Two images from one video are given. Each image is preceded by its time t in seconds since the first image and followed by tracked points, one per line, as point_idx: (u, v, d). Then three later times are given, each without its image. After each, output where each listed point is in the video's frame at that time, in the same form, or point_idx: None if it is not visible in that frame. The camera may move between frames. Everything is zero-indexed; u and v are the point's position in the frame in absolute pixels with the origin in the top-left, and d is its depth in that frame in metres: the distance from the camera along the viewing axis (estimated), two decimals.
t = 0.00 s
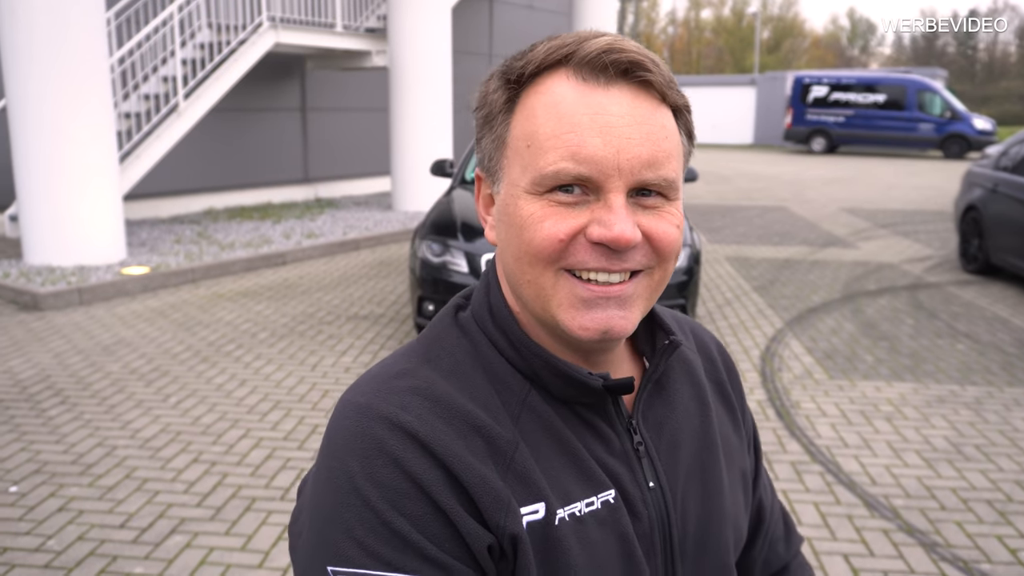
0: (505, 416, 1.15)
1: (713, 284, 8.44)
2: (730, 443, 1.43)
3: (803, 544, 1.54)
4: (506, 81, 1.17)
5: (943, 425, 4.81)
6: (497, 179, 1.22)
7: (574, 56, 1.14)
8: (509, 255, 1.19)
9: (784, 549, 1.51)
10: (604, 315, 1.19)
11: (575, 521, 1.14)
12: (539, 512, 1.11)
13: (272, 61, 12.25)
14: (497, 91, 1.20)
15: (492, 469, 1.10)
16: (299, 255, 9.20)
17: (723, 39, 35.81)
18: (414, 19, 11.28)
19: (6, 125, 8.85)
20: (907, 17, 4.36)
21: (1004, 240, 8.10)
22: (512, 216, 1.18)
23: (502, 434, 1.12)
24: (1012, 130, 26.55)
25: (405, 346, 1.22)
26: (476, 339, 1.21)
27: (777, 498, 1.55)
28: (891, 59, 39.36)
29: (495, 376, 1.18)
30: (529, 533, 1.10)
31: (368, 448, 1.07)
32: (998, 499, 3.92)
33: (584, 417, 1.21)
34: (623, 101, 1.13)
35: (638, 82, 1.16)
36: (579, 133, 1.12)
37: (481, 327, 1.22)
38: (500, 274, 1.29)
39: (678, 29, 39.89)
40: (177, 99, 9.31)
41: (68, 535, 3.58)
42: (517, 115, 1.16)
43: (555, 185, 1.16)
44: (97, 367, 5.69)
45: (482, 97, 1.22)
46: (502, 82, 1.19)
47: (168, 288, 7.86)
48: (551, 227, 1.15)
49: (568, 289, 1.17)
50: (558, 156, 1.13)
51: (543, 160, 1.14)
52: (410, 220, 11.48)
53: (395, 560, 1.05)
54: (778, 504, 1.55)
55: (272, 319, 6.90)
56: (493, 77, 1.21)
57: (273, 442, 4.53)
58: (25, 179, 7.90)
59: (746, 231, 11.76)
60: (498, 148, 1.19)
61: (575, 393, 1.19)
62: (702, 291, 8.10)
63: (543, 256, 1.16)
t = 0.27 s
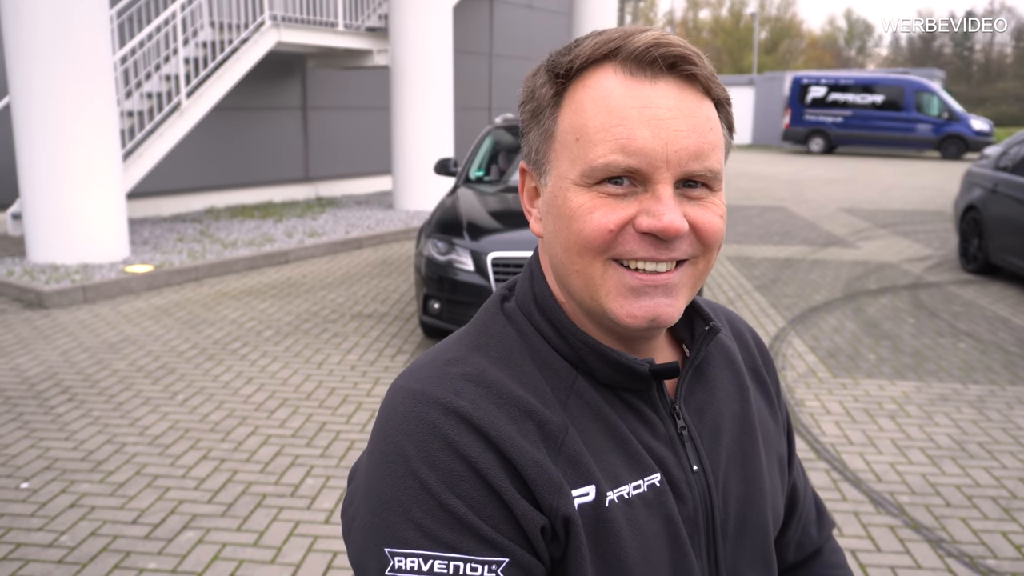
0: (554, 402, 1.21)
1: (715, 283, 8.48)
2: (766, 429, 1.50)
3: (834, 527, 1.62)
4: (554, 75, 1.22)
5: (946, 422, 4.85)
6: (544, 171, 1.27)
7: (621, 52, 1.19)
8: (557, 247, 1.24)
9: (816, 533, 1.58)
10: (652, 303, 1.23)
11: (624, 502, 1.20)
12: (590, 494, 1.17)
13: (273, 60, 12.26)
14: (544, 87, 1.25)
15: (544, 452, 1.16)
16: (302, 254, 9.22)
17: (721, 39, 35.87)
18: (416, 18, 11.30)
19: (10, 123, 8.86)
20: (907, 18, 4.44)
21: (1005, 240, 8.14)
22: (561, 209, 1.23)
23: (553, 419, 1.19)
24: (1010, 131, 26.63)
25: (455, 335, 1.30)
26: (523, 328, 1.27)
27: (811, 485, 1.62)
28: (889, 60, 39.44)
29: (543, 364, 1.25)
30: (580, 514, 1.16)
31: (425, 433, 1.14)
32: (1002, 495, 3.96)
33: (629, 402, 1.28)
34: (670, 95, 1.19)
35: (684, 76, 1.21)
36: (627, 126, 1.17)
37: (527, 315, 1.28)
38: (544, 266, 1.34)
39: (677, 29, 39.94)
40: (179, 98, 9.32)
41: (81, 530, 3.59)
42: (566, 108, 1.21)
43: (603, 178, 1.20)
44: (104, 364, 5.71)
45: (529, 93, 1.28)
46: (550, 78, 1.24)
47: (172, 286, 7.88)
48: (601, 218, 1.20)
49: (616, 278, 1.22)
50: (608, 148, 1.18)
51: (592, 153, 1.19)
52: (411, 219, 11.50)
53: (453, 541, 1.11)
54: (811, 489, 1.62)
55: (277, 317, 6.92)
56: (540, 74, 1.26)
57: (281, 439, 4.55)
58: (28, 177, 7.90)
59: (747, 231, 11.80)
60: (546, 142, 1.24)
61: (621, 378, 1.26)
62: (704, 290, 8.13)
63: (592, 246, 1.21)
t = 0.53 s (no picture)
0: (576, 402, 1.24)
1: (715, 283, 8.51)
2: (779, 429, 1.53)
3: (843, 526, 1.65)
4: (580, 88, 1.25)
5: (946, 422, 4.88)
6: (568, 180, 1.30)
7: (644, 65, 1.23)
8: (582, 254, 1.27)
9: (826, 532, 1.61)
10: (675, 310, 1.26)
11: (644, 499, 1.23)
12: (611, 492, 1.19)
13: (273, 62, 12.28)
14: (569, 100, 1.28)
15: (567, 451, 1.19)
16: (303, 256, 9.25)
17: (719, 40, 35.93)
18: (416, 20, 11.33)
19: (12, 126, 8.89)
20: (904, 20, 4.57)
21: (1003, 240, 8.18)
22: (585, 218, 1.26)
23: (575, 420, 1.21)
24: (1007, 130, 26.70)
25: (479, 338, 1.33)
26: (545, 331, 1.30)
27: (821, 485, 1.65)
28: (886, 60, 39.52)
29: (566, 366, 1.27)
30: (602, 512, 1.19)
31: (453, 433, 1.17)
32: (1003, 494, 3.99)
33: (648, 402, 1.31)
34: (692, 108, 1.22)
35: (704, 90, 1.24)
36: (651, 137, 1.21)
37: (550, 319, 1.31)
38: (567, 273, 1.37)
39: (675, 30, 39.99)
40: (180, 100, 9.35)
41: (88, 532, 3.61)
42: (592, 119, 1.25)
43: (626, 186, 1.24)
44: (108, 366, 5.73)
45: (554, 105, 1.31)
46: (574, 91, 1.28)
47: (174, 288, 7.90)
48: (625, 225, 1.23)
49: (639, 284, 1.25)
50: (631, 159, 1.21)
51: (617, 163, 1.22)
52: (412, 220, 11.52)
53: (480, 537, 1.14)
54: (822, 490, 1.64)
55: (279, 319, 6.94)
56: (565, 86, 1.30)
57: (286, 441, 4.57)
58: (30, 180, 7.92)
59: (746, 231, 11.84)
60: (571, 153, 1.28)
61: (642, 380, 1.29)
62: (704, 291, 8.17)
63: (617, 254, 1.24)
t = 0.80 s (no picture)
0: (566, 394, 1.26)
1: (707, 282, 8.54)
2: (768, 422, 1.55)
3: (832, 520, 1.67)
4: (566, 89, 1.27)
5: (936, 419, 4.92)
6: (557, 178, 1.32)
7: (627, 65, 1.25)
8: (571, 250, 1.29)
9: (815, 525, 1.63)
10: (660, 301, 1.28)
11: (633, 488, 1.25)
12: (600, 481, 1.21)
13: (265, 63, 12.27)
14: (555, 100, 1.30)
15: (556, 441, 1.21)
16: (295, 256, 9.24)
17: (710, 40, 36.03)
18: (408, 21, 11.34)
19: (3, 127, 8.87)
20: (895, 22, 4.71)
21: (993, 238, 8.24)
22: (573, 214, 1.29)
23: (565, 411, 1.23)
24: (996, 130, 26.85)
25: (473, 333, 1.35)
26: (538, 326, 1.33)
27: (811, 479, 1.67)
28: (876, 60, 39.72)
29: (556, 359, 1.29)
30: (591, 500, 1.21)
31: (445, 424, 1.19)
32: (993, 490, 4.03)
33: (637, 394, 1.33)
34: (674, 105, 1.24)
35: (687, 86, 1.26)
36: (634, 134, 1.23)
37: (542, 314, 1.33)
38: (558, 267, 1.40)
39: (666, 30, 40.08)
40: (172, 101, 9.34)
41: (83, 533, 3.61)
42: (578, 119, 1.27)
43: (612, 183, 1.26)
44: (101, 368, 5.72)
45: (542, 106, 1.33)
46: (561, 91, 1.30)
47: (167, 289, 7.89)
48: (611, 221, 1.25)
49: (625, 278, 1.27)
50: (616, 156, 1.23)
51: (602, 161, 1.24)
52: (404, 221, 11.53)
53: (471, 526, 1.15)
54: (812, 483, 1.67)
55: (272, 320, 6.94)
56: (552, 86, 1.32)
57: (280, 441, 4.57)
58: (22, 181, 7.90)
59: (737, 230, 11.89)
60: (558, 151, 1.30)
61: (630, 373, 1.31)
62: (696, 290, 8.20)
63: (602, 249, 1.27)
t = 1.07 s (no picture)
0: (553, 391, 1.28)
1: (702, 282, 8.57)
2: (756, 419, 1.56)
3: (822, 515, 1.69)
4: (549, 90, 1.29)
5: (930, 418, 4.94)
6: (543, 179, 1.34)
7: (609, 66, 1.26)
8: (557, 248, 1.31)
9: (804, 519, 1.65)
10: (646, 297, 1.30)
11: (618, 483, 1.26)
12: (584, 476, 1.23)
13: (261, 62, 12.27)
14: (540, 102, 1.32)
15: (542, 437, 1.22)
16: (291, 256, 9.25)
17: (705, 40, 36.10)
18: (404, 20, 11.34)
19: None
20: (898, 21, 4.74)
21: (987, 238, 8.27)
22: (559, 213, 1.30)
23: (551, 407, 1.25)
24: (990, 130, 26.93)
25: (463, 332, 1.36)
26: (527, 324, 1.34)
27: (800, 474, 1.69)
28: (871, 61, 39.81)
29: (543, 356, 1.31)
30: (575, 495, 1.22)
31: (433, 420, 1.20)
32: (985, 488, 4.05)
33: (624, 390, 1.35)
34: (655, 104, 1.25)
35: (668, 86, 1.27)
36: (618, 133, 1.24)
37: (531, 312, 1.35)
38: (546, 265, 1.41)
39: (661, 30, 40.06)
40: (168, 100, 9.33)
41: (80, 532, 3.62)
42: (561, 120, 1.28)
43: (595, 182, 1.27)
44: (97, 367, 5.72)
45: (528, 108, 1.35)
46: (545, 93, 1.32)
47: (162, 289, 7.89)
48: (595, 220, 1.27)
49: (611, 274, 1.29)
50: (599, 155, 1.25)
51: (586, 160, 1.26)
52: (400, 220, 11.54)
53: (455, 520, 1.17)
54: (801, 479, 1.68)
55: (268, 319, 6.95)
56: (538, 89, 1.33)
57: (276, 440, 4.58)
58: (18, 180, 7.89)
59: (733, 230, 11.92)
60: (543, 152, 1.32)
61: (617, 369, 1.32)
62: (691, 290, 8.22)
63: (588, 246, 1.28)
